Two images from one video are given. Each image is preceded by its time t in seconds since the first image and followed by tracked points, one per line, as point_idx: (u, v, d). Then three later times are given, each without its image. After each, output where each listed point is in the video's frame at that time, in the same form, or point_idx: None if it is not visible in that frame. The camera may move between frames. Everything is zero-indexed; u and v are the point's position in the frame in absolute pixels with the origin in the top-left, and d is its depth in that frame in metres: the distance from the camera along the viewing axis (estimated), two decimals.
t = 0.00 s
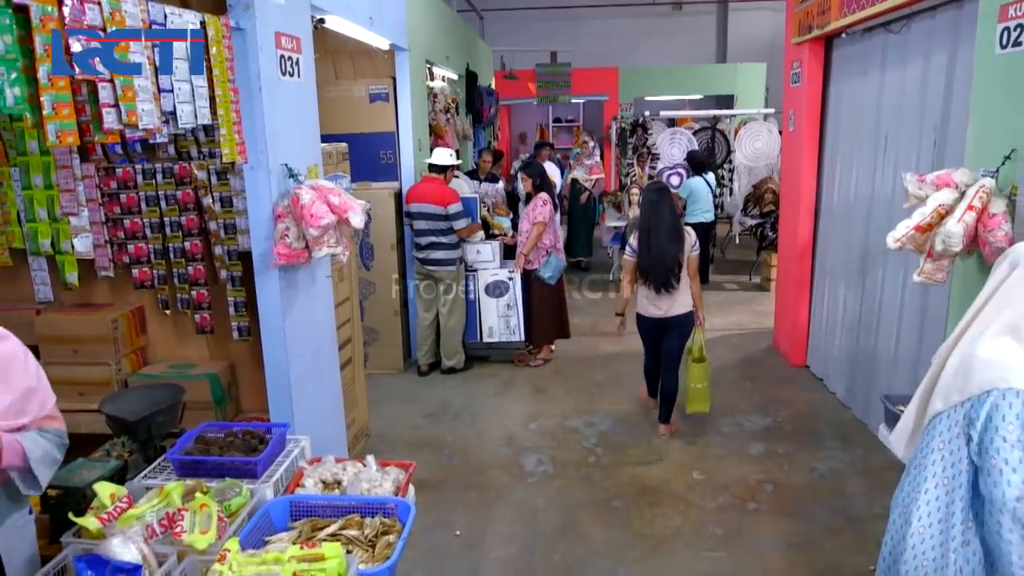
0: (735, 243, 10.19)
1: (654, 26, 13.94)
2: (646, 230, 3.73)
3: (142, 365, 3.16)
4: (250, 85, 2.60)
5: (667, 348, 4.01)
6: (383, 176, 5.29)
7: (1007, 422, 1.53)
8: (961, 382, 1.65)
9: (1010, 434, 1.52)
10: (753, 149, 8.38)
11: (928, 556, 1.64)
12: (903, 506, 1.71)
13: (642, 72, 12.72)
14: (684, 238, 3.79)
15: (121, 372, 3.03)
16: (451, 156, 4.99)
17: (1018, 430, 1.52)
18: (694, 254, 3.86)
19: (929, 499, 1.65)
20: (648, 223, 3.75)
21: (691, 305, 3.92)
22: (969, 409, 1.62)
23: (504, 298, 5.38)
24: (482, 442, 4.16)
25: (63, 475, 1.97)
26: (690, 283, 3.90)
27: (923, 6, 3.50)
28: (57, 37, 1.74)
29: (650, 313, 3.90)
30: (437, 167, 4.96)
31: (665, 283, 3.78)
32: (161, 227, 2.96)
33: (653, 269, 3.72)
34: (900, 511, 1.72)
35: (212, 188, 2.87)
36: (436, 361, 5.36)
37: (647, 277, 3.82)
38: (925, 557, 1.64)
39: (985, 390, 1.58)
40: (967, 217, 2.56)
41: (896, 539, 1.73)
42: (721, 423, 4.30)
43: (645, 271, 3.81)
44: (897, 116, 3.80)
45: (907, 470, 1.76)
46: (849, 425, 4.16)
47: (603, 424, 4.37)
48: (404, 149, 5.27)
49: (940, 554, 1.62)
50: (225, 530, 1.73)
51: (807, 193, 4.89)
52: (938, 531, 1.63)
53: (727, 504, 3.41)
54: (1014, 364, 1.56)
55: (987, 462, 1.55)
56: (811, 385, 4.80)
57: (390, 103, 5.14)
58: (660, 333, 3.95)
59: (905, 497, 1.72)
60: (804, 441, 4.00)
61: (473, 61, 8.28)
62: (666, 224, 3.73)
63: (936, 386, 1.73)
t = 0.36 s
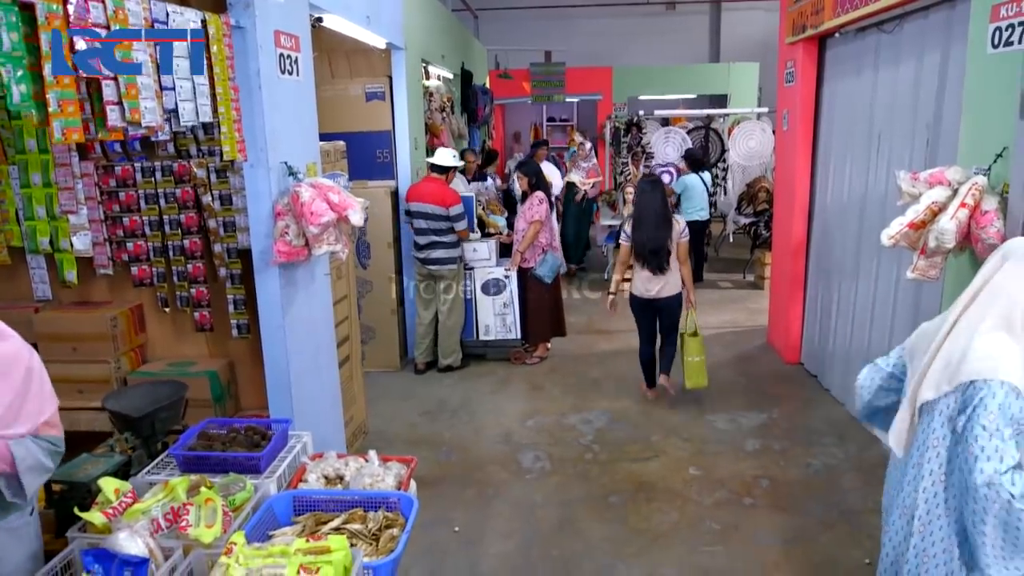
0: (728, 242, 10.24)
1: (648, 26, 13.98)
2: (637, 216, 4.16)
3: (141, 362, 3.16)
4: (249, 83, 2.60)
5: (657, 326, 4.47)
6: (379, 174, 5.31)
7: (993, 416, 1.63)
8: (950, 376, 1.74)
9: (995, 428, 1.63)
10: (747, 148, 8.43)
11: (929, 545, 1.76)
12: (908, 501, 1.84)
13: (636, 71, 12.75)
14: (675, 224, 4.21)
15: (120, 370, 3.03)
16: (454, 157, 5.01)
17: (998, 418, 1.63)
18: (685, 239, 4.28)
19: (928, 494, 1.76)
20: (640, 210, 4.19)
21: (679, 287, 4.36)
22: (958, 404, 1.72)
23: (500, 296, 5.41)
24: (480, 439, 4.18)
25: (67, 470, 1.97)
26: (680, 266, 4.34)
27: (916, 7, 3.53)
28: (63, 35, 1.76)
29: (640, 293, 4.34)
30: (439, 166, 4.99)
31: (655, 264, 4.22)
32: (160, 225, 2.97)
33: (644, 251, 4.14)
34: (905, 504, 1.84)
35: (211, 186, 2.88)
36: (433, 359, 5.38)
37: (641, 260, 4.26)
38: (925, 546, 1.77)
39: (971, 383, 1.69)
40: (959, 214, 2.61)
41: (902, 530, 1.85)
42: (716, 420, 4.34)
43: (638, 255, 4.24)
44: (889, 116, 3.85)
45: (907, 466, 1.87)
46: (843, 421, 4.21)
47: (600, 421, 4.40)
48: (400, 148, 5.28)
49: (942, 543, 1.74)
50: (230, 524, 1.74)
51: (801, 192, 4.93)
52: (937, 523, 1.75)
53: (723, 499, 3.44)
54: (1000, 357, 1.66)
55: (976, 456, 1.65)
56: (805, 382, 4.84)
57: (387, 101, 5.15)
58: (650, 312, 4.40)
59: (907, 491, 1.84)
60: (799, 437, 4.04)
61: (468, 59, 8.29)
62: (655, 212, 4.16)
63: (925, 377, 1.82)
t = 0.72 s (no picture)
0: (723, 240, 10.30)
1: (642, 25, 14.03)
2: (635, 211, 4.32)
3: (142, 359, 3.18)
4: (252, 81, 2.62)
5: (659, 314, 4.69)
6: (377, 172, 5.32)
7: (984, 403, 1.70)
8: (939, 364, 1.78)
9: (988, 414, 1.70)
10: (741, 147, 8.49)
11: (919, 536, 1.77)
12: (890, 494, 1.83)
13: (631, 71, 12.79)
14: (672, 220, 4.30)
15: (122, 367, 3.05)
16: (453, 155, 5.04)
17: (990, 406, 1.70)
18: (683, 235, 4.33)
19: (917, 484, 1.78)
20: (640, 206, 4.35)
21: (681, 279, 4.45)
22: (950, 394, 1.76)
23: (498, 294, 5.44)
24: (478, 435, 4.20)
25: (75, 466, 1.98)
26: (680, 260, 4.40)
27: (910, 6, 3.58)
28: (75, 32, 1.81)
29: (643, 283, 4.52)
30: (438, 165, 5.00)
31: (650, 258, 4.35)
32: (162, 222, 2.98)
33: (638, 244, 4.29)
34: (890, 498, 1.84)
35: (213, 183, 2.90)
36: (431, 356, 5.41)
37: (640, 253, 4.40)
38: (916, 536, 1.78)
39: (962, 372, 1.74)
40: (954, 211, 2.63)
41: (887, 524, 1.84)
42: (713, 415, 4.38)
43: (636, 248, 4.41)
44: (883, 113, 3.89)
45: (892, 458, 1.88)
46: (837, 416, 4.25)
47: (598, 417, 4.43)
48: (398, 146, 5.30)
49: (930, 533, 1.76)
50: (238, 516, 1.77)
51: (796, 190, 4.97)
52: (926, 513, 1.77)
53: (721, 493, 3.48)
54: (984, 346, 1.73)
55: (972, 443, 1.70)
56: (800, 379, 4.89)
57: (384, 100, 5.16)
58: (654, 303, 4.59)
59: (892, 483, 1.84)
60: (795, 433, 4.08)
61: (464, 58, 8.30)
62: (652, 209, 4.28)
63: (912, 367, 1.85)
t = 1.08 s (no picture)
0: (717, 238, 10.36)
1: (636, 24, 14.09)
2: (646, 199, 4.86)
3: (144, 356, 3.19)
4: (255, 78, 2.65)
5: (660, 297, 5.18)
6: (374, 171, 5.34)
7: (986, 391, 1.74)
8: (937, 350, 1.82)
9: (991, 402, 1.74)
10: (734, 146, 8.54)
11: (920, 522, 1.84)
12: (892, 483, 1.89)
13: (625, 69, 12.82)
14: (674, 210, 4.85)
15: (124, 363, 3.07)
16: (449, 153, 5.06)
17: (989, 391, 1.75)
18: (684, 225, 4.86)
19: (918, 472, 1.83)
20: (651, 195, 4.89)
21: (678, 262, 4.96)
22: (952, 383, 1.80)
23: (495, 291, 5.47)
24: (476, 431, 4.24)
25: (84, 459, 2.00)
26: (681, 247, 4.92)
27: (902, 7, 3.63)
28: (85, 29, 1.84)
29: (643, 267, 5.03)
30: (435, 163, 5.03)
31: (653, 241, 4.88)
32: (164, 219, 3.00)
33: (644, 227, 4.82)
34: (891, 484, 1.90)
35: (215, 180, 2.92)
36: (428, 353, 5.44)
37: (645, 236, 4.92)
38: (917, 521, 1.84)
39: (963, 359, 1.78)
40: (945, 208, 2.70)
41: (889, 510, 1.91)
42: (708, 411, 4.43)
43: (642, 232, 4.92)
44: (877, 111, 3.94)
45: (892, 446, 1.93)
46: (831, 411, 4.31)
47: (595, 413, 4.48)
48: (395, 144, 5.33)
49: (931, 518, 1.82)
50: (247, 507, 1.79)
51: (789, 187, 5.03)
52: (927, 499, 1.83)
53: (717, 486, 3.53)
54: (983, 335, 1.77)
55: (974, 433, 1.75)
56: (795, 374, 4.94)
57: (381, 98, 5.19)
58: (655, 285, 5.09)
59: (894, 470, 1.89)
60: (790, 427, 4.14)
61: (459, 57, 8.33)
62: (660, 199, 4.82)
63: (910, 354, 1.89)
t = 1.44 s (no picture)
0: (712, 235, 10.41)
1: (631, 21, 14.13)
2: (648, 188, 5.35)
3: (147, 350, 3.22)
4: (259, 75, 2.67)
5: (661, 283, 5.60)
6: (373, 167, 5.37)
7: (1003, 381, 1.79)
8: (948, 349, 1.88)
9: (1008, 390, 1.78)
10: (730, 143, 8.59)
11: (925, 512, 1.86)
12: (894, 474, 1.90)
13: (620, 68, 12.87)
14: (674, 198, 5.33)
15: (127, 357, 3.09)
16: (443, 148, 5.09)
17: None
18: (684, 212, 5.35)
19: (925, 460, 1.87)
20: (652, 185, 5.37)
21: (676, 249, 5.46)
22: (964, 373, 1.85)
23: (493, 287, 5.51)
24: (476, 425, 4.28)
25: (95, 450, 2.03)
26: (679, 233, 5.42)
27: (896, 6, 3.68)
28: (97, 25, 1.87)
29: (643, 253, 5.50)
30: (429, 158, 5.07)
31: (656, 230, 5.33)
32: (167, 215, 3.02)
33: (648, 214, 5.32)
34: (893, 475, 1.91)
35: (218, 175, 2.95)
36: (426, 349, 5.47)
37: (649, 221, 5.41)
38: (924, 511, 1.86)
39: (978, 356, 1.84)
40: (939, 203, 2.75)
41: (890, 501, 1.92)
42: (705, 405, 4.48)
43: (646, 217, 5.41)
44: (871, 108, 3.99)
45: (889, 435, 1.97)
46: (826, 404, 4.36)
47: (593, 407, 4.52)
48: (393, 141, 5.35)
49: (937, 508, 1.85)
50: (257, 496, 1.82)
51: (784, 184, 5.08)
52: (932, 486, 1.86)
53: (714, 479, 3.58)
54: (990, 331, 1.83)
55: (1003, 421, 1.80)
56: (790, 369, 5.00)
57: (380, 95, 5.21)
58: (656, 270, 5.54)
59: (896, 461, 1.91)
60: (785, 421, 4.19)
61: (456, 54, 8.35)
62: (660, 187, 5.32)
63: (917, 351, 1.94)
